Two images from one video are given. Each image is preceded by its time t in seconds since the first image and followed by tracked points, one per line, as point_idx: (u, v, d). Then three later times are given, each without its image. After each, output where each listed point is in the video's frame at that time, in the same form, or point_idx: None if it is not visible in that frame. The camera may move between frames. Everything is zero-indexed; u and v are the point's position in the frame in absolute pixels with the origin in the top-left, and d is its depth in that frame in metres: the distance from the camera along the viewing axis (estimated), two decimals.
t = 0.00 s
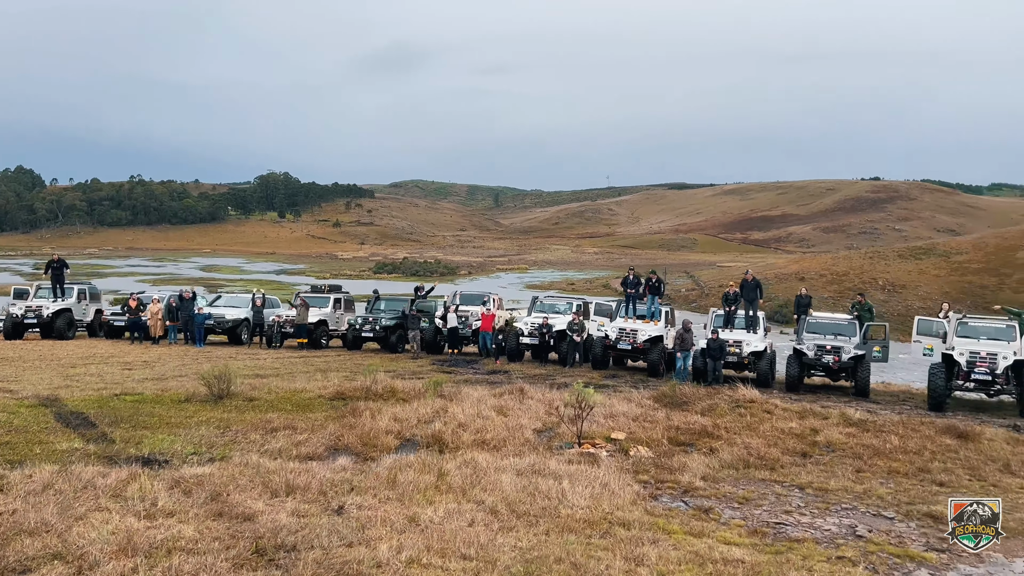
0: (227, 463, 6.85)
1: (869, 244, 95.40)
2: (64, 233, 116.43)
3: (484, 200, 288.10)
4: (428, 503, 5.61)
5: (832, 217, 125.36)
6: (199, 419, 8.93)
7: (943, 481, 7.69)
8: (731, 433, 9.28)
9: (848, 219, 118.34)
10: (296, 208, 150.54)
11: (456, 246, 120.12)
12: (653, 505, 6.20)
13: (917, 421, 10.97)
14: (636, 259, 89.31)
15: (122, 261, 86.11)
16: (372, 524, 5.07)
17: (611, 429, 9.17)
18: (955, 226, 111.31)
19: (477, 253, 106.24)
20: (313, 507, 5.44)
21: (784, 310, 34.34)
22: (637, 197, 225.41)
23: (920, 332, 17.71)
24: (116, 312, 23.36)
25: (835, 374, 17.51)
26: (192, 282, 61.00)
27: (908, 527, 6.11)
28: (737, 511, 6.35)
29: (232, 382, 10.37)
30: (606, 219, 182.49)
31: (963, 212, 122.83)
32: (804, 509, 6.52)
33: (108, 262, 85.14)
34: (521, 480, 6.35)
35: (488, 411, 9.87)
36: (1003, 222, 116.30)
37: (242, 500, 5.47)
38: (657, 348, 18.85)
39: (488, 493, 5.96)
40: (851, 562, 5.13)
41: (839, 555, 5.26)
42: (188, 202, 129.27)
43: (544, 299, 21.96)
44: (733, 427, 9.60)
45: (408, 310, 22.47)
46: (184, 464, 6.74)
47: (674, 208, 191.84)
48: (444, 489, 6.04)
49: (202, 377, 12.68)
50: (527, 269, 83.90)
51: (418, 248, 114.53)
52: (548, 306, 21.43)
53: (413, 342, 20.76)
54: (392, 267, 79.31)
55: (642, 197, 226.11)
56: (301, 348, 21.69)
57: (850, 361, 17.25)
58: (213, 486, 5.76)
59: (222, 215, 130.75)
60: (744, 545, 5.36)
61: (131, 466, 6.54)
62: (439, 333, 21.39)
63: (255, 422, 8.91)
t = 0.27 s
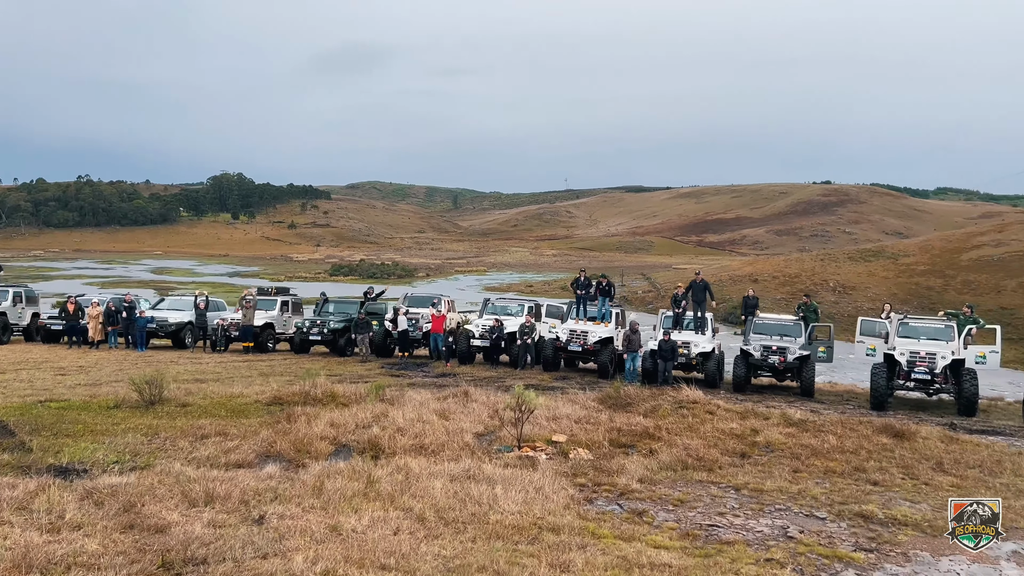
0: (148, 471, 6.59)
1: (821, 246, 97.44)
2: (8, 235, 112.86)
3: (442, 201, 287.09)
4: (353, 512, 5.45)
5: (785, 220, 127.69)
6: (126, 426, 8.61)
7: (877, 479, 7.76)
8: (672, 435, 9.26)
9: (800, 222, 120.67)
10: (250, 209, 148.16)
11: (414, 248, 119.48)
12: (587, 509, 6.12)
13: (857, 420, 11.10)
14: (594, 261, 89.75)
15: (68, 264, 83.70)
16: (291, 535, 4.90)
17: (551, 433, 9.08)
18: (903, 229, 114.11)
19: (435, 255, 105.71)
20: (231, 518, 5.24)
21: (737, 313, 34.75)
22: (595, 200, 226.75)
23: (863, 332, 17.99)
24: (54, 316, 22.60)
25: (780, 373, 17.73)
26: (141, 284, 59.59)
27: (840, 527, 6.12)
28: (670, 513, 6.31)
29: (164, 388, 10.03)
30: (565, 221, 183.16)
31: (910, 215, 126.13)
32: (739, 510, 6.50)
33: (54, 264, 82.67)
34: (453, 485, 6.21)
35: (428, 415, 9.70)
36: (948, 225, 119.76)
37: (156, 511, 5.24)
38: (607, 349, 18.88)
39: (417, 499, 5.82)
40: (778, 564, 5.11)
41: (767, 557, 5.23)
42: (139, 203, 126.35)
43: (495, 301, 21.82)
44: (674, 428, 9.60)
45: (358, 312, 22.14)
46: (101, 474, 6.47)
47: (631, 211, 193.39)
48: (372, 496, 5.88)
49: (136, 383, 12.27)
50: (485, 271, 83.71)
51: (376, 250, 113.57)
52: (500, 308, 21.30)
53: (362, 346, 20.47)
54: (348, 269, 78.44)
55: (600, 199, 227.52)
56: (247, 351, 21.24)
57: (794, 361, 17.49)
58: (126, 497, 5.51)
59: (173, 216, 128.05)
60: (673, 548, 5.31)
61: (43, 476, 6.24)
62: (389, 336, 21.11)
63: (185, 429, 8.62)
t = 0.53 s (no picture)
0: (66, 482, 6.29)
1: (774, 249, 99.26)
2: None
3: (400, 203, 285.40)
4: (277, 521, 5.26)
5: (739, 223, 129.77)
6: (51, 434, 8.26)
7: (816, 478, 7.79)
8: (616, 436, 9.20)
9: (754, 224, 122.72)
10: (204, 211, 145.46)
11: (371, 250, 118.46)
12: (522, 513, 6.00)
13: (801, 420, 11.19)
14: (551, 263, 89.97)
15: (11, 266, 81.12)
16: (208, 547, 4.69)
17: (494, 435, 8.96)
18: (853, 232, 116.58)
19: (393, 257, 104.95)
20: (146, 529, 5.01)
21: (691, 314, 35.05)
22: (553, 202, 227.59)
23: (810, 333, 18.22)
24: None
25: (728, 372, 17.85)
26: (89, 287, 58.03)
27: (776, 528, 6.10)
28: (608, 516, 6.23)
29: (94, 394, 9.67)
30: (523, 223, 183.43)
31: (859, 218, 129.17)
32: (677, 512, 6.45)
33: None
34: (385, 491, 6.04)
35: (370, 419, 9.51)
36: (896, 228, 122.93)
37: (66, 523, 4.98)
38: (559, 351, 18.80)
39: (347, 506, 5.65)
40: (711, 567, 5.06)
41: (701, 560, 5.18)
42: (87, 205, 123.15)
43: (447, 302, 21.61)
44: (619, 430, 9.54)
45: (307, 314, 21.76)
46: (16, 485, 6.16)
47: (590, 213, 194.39)
48: (300, 503, 5.69)
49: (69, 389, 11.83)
50: (444, 273, 83.36)
51: (333, 252, 112.36)
52: (452, 310, 21.11)
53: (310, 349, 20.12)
54: (304, 271, 77.42)
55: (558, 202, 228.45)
56: (191, 355, 20.74)
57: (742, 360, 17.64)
58: (36, 510, 5.23)
59: (123, 218, 125.04)
60: (607, 552, 5.21)
61: None
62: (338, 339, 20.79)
63: (113, 437, 8.29)
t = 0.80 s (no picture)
0: None
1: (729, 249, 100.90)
2: None
3: (357, 204, 282.84)
4: (199, 533, 5.03)
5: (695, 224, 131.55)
6: None
7: (757, 479, 7.78)
8: (561, 438, 9.11)
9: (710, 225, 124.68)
10: (155, 211, 142.29)
11: (327, 251, 117.12)
12: (458, 519, 5.85)
13: (746, 419, 11.25)
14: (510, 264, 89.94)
15: None
16: (121, 563, 4.46)
17: (436, 438, 8.79)
18: (805, 233, 118.74)
19: (350, 259, 103.90)
20: (56, 546, 4.75)
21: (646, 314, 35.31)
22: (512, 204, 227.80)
23: (758, 332, 18.39)
24: None
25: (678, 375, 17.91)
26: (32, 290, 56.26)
27: (716, 530, 6.05)
28: (546, 520, 6.11)
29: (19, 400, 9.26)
30: (481, 224, 183.15)
31: (811, 219, 131.97)
32: (616, 515, 6.36)
33: None
34: (316, 500, 5.84)
35: (309, 423, 9.26)
36: (846, 229, 125.82)
37: None
38: (511, 352, 18.68)
39: (273, 515, 5.43)
40: (648, 571, 4.98)
41: (637, 564, 5.10)
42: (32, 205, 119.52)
43: (398, 304, 21.35)
44: (565, 431, 9.46)
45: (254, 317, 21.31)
46: None
47: (549, 214, 195.02)
48: (225, 514, 5.46)
49: None
50: (402, 274, 82.74)
51: (288, 254, 110.77)
52: (403, 311, 20.86)
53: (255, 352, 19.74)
54: (258, 273, 76.17)
55: (517, 203, 228.71)
56: (133, 359, 20.16)
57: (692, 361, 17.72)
58: None
59: (70, 218, 121.62)
60: (541, 558, 5.11)
61: None
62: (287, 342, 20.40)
63: (35, 446, 7.93)
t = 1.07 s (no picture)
0: None
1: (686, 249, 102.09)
2: None
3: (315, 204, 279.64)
4: (113, 545, 4.80)
5: (653, 224, 132.84)
6: None
7: (701, 478, 7.75)
8: (507, 439, 9.01)
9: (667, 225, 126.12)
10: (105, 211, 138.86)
11: (284, 251, 115.50)
12: (392, 524, 5.68)
13: (694, 417, 11.28)
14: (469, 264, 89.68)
15: None
16: None
17: (377, 441, 8.61)
18: (761, 234, 120.53)
19: (308, 259, 102.57)
20: None
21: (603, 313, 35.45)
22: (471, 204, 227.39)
23: (709, 330, 18.50)
24: None
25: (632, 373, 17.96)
26: None
27: (655, 531, 5.99)
28: (484, 524, 5.98)
29: None
30: (441, 224, 182.38)
31: (766, 219, 134.22)
32: (556, 517, 6.25)
33: None
34: (244, 507, 5.64)
35: (248, 428, 9.01)
36: (799, 228, 128.26)
37: None
38: (464, 353, 18.51)
39: (196, 525, 5.22)
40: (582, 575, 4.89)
41: (571, 568, 5.00)
42: None
43: (349, 305, 21.02)
44: (511, 432, 9.35)
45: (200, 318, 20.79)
46: None
47: (509, 214, 195.07)
48: (143, 524, 5.22)
49: None
50: (360, 275, 81.93)
51: (244, 254, 108.93)
52: (354, 312, 20.55)
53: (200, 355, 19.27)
54: (212, 274, 74.78)
55: (476, 203, 228.36)
56: (74, 363, 19.54)
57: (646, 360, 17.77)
58: None
59: (15, 218, 118.03)
60: (475, 564, 4.98)
61: None
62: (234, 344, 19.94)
63: None
